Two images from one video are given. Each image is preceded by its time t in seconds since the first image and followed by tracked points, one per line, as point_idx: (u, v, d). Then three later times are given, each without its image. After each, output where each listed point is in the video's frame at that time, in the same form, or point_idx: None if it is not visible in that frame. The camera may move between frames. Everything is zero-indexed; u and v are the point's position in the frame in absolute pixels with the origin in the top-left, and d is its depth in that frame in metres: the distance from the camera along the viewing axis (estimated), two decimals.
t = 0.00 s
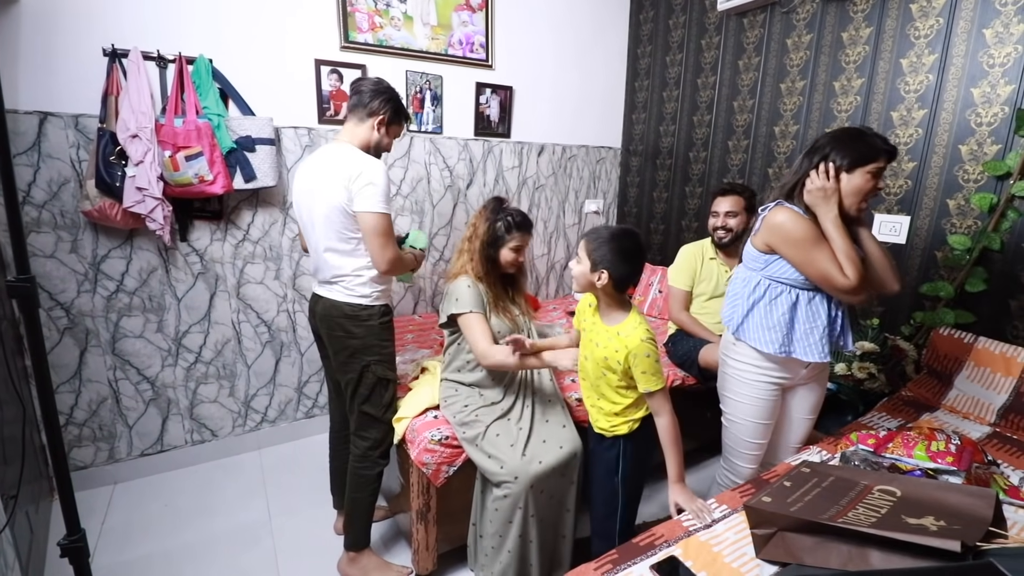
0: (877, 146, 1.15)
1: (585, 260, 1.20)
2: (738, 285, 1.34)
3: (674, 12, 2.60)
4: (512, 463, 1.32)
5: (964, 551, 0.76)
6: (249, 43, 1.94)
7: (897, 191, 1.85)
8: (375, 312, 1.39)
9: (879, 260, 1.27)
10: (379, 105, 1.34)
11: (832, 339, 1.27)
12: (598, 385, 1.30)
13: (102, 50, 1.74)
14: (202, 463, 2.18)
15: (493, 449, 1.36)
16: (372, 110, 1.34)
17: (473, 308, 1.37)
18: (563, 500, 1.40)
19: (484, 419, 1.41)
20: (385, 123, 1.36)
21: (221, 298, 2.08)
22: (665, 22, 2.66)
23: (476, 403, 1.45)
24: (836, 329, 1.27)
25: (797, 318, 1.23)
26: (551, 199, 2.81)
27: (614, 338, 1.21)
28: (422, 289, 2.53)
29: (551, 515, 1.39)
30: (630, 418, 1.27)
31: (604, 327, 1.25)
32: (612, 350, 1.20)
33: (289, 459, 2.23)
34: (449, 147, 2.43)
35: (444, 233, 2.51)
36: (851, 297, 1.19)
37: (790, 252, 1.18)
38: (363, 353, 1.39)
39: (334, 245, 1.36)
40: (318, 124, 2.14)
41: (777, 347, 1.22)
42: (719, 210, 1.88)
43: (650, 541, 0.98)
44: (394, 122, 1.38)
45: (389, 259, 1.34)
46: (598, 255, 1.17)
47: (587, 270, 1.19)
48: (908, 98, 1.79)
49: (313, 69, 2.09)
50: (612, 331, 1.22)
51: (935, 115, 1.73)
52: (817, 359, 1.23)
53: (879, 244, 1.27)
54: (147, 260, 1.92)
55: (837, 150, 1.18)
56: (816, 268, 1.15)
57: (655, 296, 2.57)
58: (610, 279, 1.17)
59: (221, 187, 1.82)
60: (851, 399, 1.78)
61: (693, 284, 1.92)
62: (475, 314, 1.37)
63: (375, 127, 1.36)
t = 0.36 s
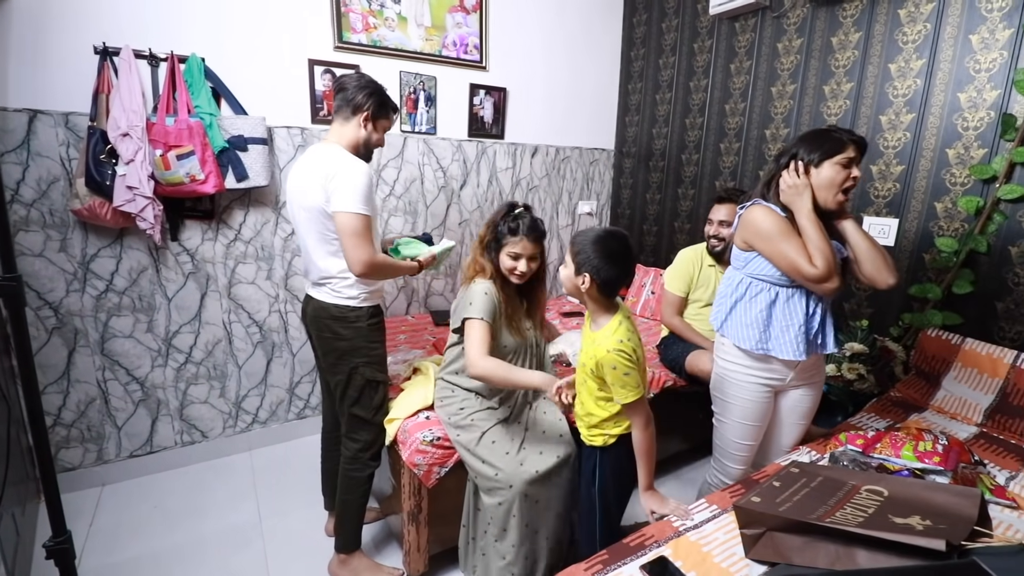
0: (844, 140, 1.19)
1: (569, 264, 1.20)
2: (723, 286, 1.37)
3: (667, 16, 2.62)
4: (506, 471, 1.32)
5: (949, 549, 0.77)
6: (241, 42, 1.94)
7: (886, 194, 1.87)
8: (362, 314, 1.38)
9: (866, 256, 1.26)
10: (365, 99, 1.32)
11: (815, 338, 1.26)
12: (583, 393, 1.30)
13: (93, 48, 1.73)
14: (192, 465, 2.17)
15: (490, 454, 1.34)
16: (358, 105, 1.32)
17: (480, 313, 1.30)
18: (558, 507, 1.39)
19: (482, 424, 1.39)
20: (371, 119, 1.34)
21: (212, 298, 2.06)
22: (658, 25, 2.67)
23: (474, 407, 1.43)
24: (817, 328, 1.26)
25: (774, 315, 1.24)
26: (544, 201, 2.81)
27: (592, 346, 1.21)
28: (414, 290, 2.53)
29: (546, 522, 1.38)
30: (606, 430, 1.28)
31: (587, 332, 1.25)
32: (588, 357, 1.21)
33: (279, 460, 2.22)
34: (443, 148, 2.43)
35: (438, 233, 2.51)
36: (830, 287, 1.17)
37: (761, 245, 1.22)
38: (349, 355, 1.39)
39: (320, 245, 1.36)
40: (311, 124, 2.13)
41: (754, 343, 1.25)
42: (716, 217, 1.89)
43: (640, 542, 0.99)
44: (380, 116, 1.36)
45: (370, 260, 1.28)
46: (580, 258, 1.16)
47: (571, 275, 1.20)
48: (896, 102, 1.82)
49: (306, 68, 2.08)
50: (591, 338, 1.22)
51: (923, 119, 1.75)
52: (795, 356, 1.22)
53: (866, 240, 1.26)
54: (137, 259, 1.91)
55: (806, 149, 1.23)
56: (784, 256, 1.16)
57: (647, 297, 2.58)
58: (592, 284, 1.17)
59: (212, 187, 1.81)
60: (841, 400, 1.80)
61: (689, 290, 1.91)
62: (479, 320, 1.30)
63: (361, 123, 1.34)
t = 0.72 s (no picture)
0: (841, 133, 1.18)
1: (570, 270, 1.15)
2: (721, 281, 1.38)
3: (659, 11, 2.61)
4: (516, 473, 1.31)
5: (942, 538, 0.77)
6: (233, 43, 1.93)
7: (879, 186, 1.87)
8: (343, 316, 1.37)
9: (859, 252, 1.26)
10: (351, 92, 1.31)
11: (809, 332, 1.26)
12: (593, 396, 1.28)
13: (83, 49, 1.72)
14: (190, 465, 2.17)
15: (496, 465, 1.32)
16: (345, 99, 1.32)
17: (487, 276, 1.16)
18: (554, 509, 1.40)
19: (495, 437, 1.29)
20: (360, 114, 1.34)
21: (207, 299, 2.06)
22: (651, 21, 2.67)
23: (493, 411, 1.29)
24: (812, 322, 1.26)
25: (768, 307, 1.25)
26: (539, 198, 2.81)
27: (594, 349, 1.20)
28: (410, 289, 2.53)
29: (541, 516, 1.42)
30: (618, 435, 1.24)
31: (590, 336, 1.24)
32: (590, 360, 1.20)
33: (278, 460, 2.23)
34: (436, 146, 2.43)
35: (433, 232, 2.51)
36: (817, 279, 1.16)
37: (753, 238, 1.22)
38: (333, 357, 1.39)
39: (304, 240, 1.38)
40: (304, 124, 2.13)
41: (750, 334, 1.26)
42: (702, 210, 1.89)
43: (636, 534, 0.99)
44: (369, 110, 1.34)
45: (344, 255, 1.25)
46: (586, 267, 1.12)
47: (574, 282, 1.15)
48: (889, 95, 1.82)
49: (297, 68, 2.08)
50: (594, 342, 1.21)
51: (916, 112, 1.76)
52: (788, 348, 1.22)
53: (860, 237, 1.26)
54: (131, 261, 1.90)
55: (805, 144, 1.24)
56: (771, 248, 1.17)
57: (643, 293, 2.59)
58: (598, 293, 1.13)
59: (206, 188, 1.81)
60: (835, 393, 1.81)
61: (680, 283, 1.91)
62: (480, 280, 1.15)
63: (349, 118, 1.33)
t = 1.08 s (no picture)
0: (821, 131, 1.22)
1: (651, 278, 1.11)
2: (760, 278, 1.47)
3: (672, 6, 2.59)
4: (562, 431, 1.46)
5: (956, 538, 0.76)
6: (249, 41, 1.96)
7: (897, 183, 1.84)
8: (356, 315, 1.38)
9: (846, 250, 1.20)
10: (358, 82, 1.31)
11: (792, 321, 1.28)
12: (625, 395, 1.27)
13: (102, 47, 1.75)
14: (205, 457, 2.21)
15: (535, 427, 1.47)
16: (352, 91, 1.32)
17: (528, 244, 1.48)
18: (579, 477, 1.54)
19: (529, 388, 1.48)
20: (366, 105, 1.34)
21: (222, 293, 2.09)
22: (664, 16, 2.65)
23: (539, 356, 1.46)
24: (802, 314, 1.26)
25: (763, 296, 1.36)
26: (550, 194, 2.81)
27: (651, 347, 1.17)
28: (422, 285, 2.54)
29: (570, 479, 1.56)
30: (659, 430, 1.27)
31: (630, 334, 1.22)
32: (649, 358, 1.17)
33: (290, 452, 2.26)
34: (448, 142, 2.44)
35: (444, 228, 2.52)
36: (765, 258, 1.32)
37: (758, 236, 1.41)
38: (347, 356, 1.40)
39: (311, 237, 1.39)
40: (317, 120, 2.15)
41: (741, 319, 1.39)
42: (715, 205, 1.88)
43: (646, 530, 0.99)
44: (375, 101, 1.34)
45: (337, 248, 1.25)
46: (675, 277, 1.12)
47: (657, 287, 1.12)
48: (907, 90, 1.79)
49: (311, 65, 2.09)
50: (648, 340, 1.18)
51: (935, 108, 1.73)
52: (757, 331, 1.33)
53: (854, 235, 1.17)
54: (149, 256, 1.94)
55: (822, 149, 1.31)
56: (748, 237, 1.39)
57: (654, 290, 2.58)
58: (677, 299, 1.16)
59: (221, 183, 1.83)
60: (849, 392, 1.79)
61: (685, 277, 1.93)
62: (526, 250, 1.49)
63: (356, 110, 1.34)
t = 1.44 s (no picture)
0: (822, 129, 1.24)
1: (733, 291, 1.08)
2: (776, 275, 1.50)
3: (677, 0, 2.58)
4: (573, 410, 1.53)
5: (953, 535, 0.77)
6: (251, 31, 1.95)
7: (900, 181, 1.84)
8: (366, 313, 1.38)
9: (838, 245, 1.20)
10: (336, 65, 1.27)
11: (774, 312, 1.33)
12: (678, 398, 1.24)
13: (104, 37, 1.74)
14: (207, 448, 2.22)
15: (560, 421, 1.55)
16: (330, 74, 1.28)
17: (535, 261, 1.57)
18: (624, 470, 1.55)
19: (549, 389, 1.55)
20: (344, 89, 1.29)
21: (223, 285, 2.10)
22: (668, 11, 2.63)
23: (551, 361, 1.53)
24: (783, 305, 1.30)
25: (761, 288, 1.41)
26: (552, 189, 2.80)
27: (712, 346, 1.14)
28: (423, 278, 2.54)
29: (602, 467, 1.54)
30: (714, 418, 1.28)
31: (686, 338, 1.18)
32: (714, 358, 1.13)
33: (291, 444, 2.27)
34: (450, 136, 2.43)
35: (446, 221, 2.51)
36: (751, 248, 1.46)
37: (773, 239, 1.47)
38: (349, 354, 1.40)
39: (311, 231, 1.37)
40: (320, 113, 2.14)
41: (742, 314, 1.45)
42: (731, 200, 1.82)
43: (645, 525, 0.99)
44: (354, 82, 1.29)
45: (394, 220, 1.22)
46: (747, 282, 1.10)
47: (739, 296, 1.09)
48: (912, 87, 1.78)
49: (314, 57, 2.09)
50: (709, 340, 1.15)
51: (939, 105, 1.72)
52: (748, 323, 1.40)
53: (847, 230, 1.17)
54: (150, 247, 1.94)
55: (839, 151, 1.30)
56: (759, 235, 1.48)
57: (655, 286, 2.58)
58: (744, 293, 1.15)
59: (223, 175, 1.83)
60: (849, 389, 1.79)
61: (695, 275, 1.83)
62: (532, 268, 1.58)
63: (336, 95, 1.30)
